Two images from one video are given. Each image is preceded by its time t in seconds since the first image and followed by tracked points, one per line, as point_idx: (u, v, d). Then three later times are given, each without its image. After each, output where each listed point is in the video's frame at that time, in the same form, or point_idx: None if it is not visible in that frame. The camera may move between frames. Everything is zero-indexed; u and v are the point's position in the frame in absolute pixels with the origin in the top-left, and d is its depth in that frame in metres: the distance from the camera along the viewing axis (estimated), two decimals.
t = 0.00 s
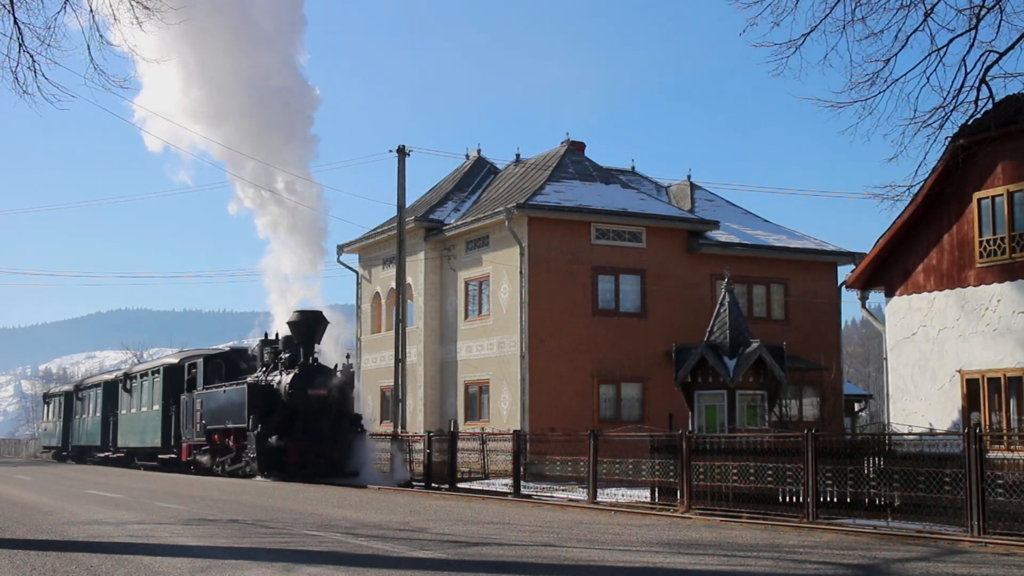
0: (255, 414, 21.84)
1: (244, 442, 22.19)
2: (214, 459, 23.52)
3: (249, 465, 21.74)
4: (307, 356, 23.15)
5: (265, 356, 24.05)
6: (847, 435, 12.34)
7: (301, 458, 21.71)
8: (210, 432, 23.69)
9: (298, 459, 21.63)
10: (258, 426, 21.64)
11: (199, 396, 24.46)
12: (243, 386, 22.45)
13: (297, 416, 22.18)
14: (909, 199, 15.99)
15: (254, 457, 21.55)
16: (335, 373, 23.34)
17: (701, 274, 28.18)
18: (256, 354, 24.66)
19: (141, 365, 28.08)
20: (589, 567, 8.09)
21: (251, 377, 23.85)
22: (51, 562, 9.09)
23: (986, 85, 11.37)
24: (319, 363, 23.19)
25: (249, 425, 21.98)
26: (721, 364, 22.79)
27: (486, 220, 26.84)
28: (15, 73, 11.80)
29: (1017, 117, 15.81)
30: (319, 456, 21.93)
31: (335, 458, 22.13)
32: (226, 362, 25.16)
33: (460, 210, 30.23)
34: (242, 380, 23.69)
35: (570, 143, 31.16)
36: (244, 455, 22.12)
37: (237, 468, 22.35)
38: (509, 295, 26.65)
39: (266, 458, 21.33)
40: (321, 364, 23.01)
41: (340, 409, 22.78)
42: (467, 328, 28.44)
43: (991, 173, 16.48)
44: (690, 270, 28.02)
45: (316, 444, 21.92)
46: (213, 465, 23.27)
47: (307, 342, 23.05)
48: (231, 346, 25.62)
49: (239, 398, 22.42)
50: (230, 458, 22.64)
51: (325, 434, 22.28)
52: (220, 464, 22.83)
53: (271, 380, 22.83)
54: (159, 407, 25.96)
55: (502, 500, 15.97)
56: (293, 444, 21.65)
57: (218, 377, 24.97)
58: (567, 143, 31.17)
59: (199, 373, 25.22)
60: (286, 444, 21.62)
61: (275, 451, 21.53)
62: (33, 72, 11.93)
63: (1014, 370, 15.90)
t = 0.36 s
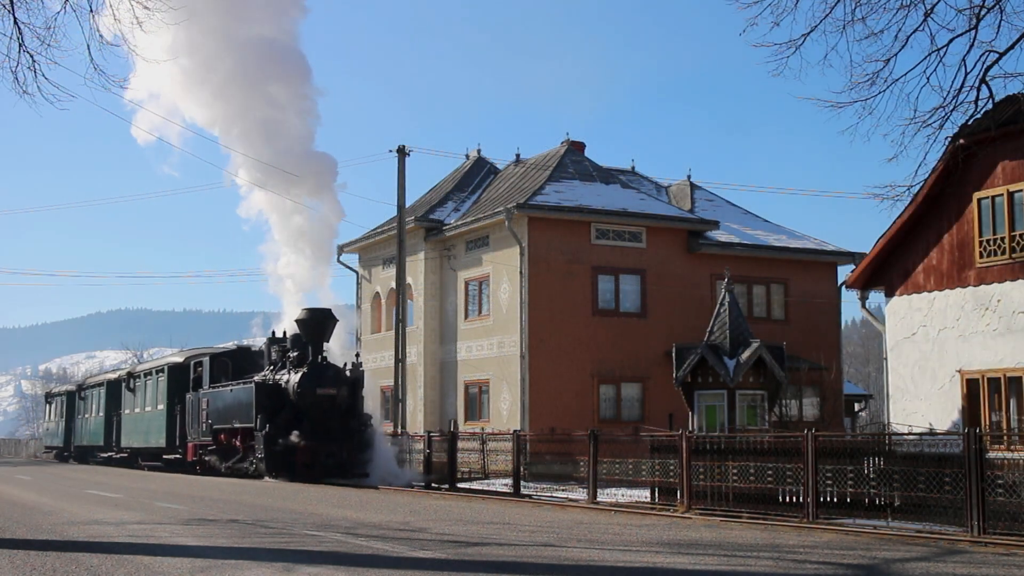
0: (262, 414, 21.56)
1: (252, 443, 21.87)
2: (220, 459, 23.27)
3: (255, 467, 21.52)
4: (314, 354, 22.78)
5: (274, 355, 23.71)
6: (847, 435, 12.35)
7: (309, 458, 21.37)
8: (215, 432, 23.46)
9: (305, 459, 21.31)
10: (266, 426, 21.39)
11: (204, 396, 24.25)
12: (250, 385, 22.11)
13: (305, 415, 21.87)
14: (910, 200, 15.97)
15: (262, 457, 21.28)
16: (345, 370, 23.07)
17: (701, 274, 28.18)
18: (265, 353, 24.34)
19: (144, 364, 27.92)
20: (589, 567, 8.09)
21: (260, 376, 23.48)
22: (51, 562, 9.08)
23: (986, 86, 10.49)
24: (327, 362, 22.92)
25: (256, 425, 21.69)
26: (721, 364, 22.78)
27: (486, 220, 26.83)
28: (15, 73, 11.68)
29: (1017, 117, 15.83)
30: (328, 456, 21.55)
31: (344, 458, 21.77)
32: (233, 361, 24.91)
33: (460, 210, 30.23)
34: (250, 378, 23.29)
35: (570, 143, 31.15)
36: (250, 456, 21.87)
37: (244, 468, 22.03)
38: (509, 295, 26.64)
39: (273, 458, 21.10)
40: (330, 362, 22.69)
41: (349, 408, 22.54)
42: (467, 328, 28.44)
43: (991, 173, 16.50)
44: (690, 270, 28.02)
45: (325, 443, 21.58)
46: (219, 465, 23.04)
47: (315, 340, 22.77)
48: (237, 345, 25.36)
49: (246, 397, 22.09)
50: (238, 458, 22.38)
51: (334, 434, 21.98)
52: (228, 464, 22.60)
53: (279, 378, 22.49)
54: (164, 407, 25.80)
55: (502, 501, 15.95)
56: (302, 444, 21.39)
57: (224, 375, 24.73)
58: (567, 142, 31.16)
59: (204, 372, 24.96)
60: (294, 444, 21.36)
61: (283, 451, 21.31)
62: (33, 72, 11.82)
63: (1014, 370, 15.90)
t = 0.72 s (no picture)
0: (270, 414, 20.90)
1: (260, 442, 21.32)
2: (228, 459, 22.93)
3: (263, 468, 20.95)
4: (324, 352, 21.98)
5: (281, 353, 22.91)
6: (847, 435, 12.34)
7: (318, 458, 20.56)
8: (222, 432, 23.16)
9: (315, 461, 20.52)
10: (274, 426, 20.75)
11: (210, 395, 23.92)
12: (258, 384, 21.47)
13: (314, 416, 21.08)
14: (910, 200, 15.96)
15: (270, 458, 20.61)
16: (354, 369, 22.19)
17: (701, 274, 28.18)
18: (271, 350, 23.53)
19: (149, 363, 27.76)
20: (590, 567, 8.09)
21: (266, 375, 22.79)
22: (51, 562, 9.08)
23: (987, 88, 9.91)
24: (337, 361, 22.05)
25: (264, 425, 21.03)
26: (721, 364, 22.79)
27: (486, 220, 26.83)
28: (15, 73, 11.59)
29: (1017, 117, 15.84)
30: (338, 456, 20.65)
31: (355, 459, 20.83)
32: (239, 359, 24.61)
33: (460, 210, 30.22)
34: (258, 378, 22.64)
35: (570, 143, 31.14)
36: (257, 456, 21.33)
37: (253, 469, 21.57)
38: (509, 295, 26.64)
39: (281, 460, 20.43)
40: (340, 362, 21.89)
41: (361, 408, 21.65)
42: (467, 328, 28.44)
43: (991, 173, 16.51)
44: (690, 270, 28.02)
45: (335, 443, 20.68)
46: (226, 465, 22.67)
47: (324, 338, 21.84)
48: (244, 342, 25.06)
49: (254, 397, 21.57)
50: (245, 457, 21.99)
51: (345, 434, 21.08)
52: (236, 465, 22.22)
53: (287, 377, 21.73)
54: (169, 406, 25.59)
55: (502, 500, 15.95)
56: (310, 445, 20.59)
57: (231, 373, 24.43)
58: (567, 142, 31.15)
59: (210, 370, 24.65)
60: (303, 445, 20.60)
61: (292, 452, 20.58)
62: (33, 72, 11.69)
63: (1014, 370, 15.90)
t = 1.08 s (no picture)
0: (278, 413, 19.99)
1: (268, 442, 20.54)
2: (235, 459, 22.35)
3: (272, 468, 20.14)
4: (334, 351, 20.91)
5: (290, 352, 22.09)
6: (847, 435, 12.34)
7: (328, 459, 19.59)
8: (229, 431, 22.54)
9: (324, 460, 19.55)
10: (283, 426, 19.86)
11: (217, 395, 23.41)
12: (266, 382, 20.64)
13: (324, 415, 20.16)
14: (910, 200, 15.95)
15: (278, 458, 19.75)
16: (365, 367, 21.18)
17: (701, 274, 28.18)
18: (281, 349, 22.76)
19: (153, 363, 27.62)
20: (590, 568, 8.09)
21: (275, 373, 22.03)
22: (51, 562, 9.08)
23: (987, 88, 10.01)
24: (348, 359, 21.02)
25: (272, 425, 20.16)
26: (721, 364, 22.80)
27: (486, 220, 26.83)
28: (15, 72, 11.52)
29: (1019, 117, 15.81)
30: (348, 457, 19.62)
31: (365, 458, 19.79)
32: (247, 357, 23.94)
33: (460, 210, 30.22)
34: (266, 376, 21.80)
35: (570, 143, 31.14)
36: (265, 456, 20.53)
37: (262, 469, 20.82)
38: (509, 295, 26.64)
39: (290, 460, 19.55)
40: (350, 360, 20.85)
41: (372, 407, 20.62)
42: (467, 328, 28.44)
43: (991, 173, 16.51)
44: (690, 270, 28.02)
45: (345, 442, 19.68)
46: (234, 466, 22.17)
47: (334, 335, 20.82)
48: (251, 341, 24.34)
49: (263, 395, 20.74)
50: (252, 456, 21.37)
51: (355, 432, 20.06)
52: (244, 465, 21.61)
53: (296, 376, 20.88)
54: (175, 406, 25.26)
55: (502, 500, 15.95)
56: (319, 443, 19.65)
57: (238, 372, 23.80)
58: (567, 142, 31.14)
59: (218, 368, 24.05)
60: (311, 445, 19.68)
61: (300, 452, 19.69)
62: (34, 73, 11.58)
63: (1014, 370, 15.90)
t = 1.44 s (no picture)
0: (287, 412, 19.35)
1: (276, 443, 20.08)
2: (243, 460, 21.95)
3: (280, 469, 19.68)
4: (344, 349, 20.26)
5: (299, 349, 21.43)
6: (847, 435, 12.35)
7: (338, 460, 19.23)
8: (236, 431, 22.18)
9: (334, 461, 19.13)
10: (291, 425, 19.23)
11: (225, 394, 23.09)
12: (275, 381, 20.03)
13: (333, 415, 19.61)
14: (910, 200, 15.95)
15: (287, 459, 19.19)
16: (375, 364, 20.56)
17: (701, 274, 28.18)
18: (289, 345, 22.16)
19: (158, 362, 27.53)
20: (590, 568, 8.09)
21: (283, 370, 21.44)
22: (51, 562, 9.08)
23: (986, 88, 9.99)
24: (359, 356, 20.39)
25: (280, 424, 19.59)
26: (721, 364, 22.80)
27: (486, 220, 26.83)
28: (16, 72, 11.45)
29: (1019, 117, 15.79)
30: (358, 458, 19.31)
31: (375, 459, 19.44)
32: (255, 355, 23.54)
33: (460, 210, 30.20)
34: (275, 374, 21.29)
35: (570, 143, 31.14)
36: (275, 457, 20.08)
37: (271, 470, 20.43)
38: (509, 295, 26.63)
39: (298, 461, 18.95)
40: (361, 358, 20.25)
41: (382, 407, 20.10)
42: (467, 328, 28.44)
43: (991, 173, 16.52)
44: (690, 270, 28.02)
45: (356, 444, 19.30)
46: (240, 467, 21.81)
47: (344, 332, 20.14)
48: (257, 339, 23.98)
49: (271, 394, 20.21)
50: (260, 456, 20.96)
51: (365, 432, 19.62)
52: (252, 467, 21.22)
53: (305, 374, 20.25)
54: (180, 405, 24.97)
55: (502, 501, 15.94)
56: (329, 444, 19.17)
57: (246, 371, 23.33)
58: (567, 143, 31.14)
59: (224, 366, 23.65)
60: (321, 445, 19.19)
61: (310, 453, 19.12)
62: (33, 73, 11.48)
63: (1014, 370, 15.90)
